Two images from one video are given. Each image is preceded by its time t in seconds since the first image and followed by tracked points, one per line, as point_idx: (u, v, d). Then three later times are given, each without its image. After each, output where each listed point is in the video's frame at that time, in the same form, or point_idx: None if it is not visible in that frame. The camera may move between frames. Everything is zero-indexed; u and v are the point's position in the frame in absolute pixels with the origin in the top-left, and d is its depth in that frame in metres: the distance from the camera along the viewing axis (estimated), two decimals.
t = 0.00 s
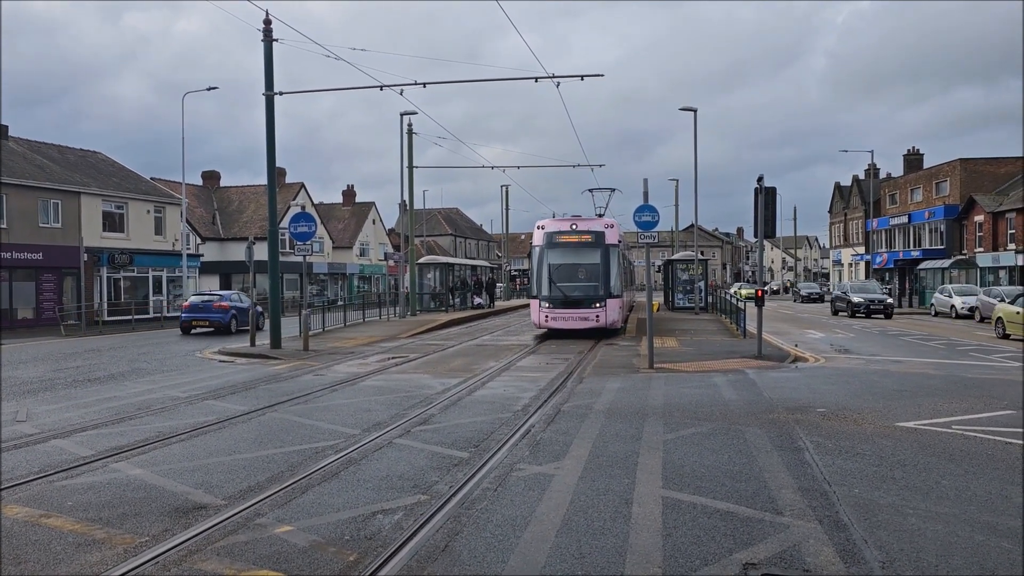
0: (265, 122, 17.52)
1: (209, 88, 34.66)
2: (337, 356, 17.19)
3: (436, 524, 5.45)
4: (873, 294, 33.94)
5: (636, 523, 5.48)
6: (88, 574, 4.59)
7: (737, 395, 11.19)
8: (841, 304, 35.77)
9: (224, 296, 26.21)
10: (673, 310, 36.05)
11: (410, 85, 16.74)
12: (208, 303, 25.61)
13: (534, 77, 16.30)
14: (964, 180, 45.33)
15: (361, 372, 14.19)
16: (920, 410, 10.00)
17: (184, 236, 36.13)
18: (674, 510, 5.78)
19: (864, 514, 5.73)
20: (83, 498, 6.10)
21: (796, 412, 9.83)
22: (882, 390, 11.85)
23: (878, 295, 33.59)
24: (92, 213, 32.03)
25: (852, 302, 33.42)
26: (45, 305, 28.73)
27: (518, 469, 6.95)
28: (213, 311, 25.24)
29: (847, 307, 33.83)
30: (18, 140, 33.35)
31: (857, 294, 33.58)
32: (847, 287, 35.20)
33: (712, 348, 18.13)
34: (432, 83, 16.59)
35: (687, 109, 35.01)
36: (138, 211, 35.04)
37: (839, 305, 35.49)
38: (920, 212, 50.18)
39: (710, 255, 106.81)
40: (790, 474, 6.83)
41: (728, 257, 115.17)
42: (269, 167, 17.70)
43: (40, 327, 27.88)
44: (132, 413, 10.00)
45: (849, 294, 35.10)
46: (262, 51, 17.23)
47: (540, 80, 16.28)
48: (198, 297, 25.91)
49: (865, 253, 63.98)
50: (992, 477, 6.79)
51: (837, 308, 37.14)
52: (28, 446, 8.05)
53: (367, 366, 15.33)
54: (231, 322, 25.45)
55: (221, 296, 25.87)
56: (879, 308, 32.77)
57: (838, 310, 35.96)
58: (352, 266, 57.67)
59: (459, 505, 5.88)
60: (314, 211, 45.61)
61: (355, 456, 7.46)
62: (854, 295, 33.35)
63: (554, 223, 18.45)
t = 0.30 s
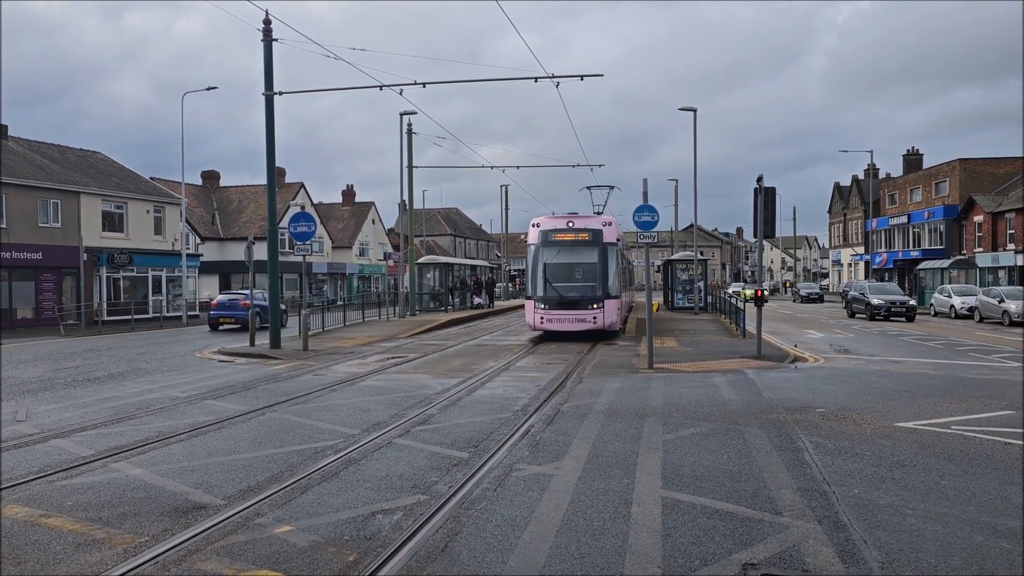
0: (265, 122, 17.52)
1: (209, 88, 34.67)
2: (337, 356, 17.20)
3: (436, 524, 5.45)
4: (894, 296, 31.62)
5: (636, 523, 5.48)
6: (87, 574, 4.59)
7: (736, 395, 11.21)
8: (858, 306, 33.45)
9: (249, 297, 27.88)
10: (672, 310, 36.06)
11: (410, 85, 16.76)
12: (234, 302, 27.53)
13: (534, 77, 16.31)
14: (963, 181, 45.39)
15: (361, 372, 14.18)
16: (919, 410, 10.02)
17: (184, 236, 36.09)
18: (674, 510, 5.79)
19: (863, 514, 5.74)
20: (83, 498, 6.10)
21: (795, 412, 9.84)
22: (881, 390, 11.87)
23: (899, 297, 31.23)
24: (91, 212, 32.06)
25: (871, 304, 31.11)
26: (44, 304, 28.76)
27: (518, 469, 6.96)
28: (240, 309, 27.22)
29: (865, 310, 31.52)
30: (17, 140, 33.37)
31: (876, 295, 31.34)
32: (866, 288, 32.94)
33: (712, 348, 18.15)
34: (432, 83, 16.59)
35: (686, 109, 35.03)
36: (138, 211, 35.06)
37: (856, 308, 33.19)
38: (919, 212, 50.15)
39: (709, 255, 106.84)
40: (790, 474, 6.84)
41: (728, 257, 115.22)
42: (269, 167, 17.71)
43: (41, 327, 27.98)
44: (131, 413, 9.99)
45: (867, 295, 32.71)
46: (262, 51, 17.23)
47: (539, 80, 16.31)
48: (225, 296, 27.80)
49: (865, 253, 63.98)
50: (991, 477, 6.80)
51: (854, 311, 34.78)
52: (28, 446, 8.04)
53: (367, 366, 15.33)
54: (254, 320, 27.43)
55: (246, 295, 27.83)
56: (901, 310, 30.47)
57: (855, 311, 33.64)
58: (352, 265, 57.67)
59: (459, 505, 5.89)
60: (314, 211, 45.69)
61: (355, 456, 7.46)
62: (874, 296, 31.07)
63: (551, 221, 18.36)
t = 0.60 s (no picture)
0: (265, 122, 17.53)
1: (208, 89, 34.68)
2: (336, 356, 17.24)
3: (437, 524, 5.46)
4: (916, 298, 29.78)
5: (635, 523, 5.49)
6: (87, 574, 4.59)
7: (736, 395, 11.25)
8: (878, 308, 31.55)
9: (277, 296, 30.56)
10: (672, 310, 36.10)
11: (410, 86, 16.79)
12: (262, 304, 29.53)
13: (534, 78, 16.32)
14: (963, 181, 45.23)
15: (360, 372, 14.22)
16: (918, 411, 10.06)
17: (184, 236, 36.02)
18: (674, 511, 5.80)
19: (862, 516, 5.74)
20: (83, 498, 6.11)
21: (794, 412, 9.87)
22: (880, 390, 11.93)
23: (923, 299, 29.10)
24: (91, 213, 32.09)
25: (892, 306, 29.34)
26: (44, 305, 28.36)
27: (518, 469, 6.98)
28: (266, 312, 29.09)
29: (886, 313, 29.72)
30: (17, 140, 33.38)
31: (897, 296, 29.55)
32: (886, 289, 31.14)
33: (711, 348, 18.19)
34: (431, 84, 16.61)
35: (686, 110, 35.11)
36: (138, 211, 35.10)
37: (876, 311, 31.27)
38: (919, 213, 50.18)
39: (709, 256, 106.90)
40: (789, 475, 6.85)
41: (727, 258, 115.28)
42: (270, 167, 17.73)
43: (41, 327, 27.46)
44: (131, 413, 10.01)
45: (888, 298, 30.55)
46: (262, 52, 17.25)
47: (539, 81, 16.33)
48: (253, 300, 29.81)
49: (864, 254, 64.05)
50: (990, 478, 6.82)
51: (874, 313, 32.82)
52: (28, 446, 8.05)
53: (366, 366, 15.36)
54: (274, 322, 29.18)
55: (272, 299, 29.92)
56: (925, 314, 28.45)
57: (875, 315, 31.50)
58: (352, 266, 57.74)
59: (459, 505, 5.90)
60: (314, 211, 45.75)
61: (354, 456, 7.48)
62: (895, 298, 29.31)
63: (546, 221, 18.33)
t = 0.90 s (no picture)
0: (265, 123, 17.53)
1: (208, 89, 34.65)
2: (336, 357, 17.30)
3: (437, 525, 5.46)
4: (943, 301, 27.70)
5: (635, 524, 5.51)
6: (87, 574, 4.60)
7: (735, 396, 11.29)
8: (900, 310, 29.42)
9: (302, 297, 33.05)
10: (671, 311, 36.15)
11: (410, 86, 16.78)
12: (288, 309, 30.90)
13: (535, 78, 16.30)
14: (963, 182, 45.27)
15: (360, 373, 14.28)
16: (917, 411, 10.11)
17: (183, 236, 36.06)
18: (673, 512, 5.80)
19: (862, 516, 5.75)
20: (83, 498, 6.12)
21: (794, 413, 9.91)
22: (879, 391, 11.96)
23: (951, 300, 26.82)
24: (91, 213, 32.13)
25: (917, 309, 27.32)
26: (44, 305, 28.47)
27: (517, 470, 6.98)
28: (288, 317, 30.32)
29: (910, 317, 27.66)
30: (17, 140, 33.39)
31: (923, 298, 27.42)
32: (908, 290, 29.12)
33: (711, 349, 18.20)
34: (432, 84, 16.60)
35: (686, 111, 35.18)
36: (137, 212, 35.11)
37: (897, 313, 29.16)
38: (919, 214, 50.21)
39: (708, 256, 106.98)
40: (789, 476, 6.85)
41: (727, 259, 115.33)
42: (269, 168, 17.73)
43: (41, 328, 27.64)
44: (132, 413, 10.06)
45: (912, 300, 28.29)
46: (262, 52, 17.24)
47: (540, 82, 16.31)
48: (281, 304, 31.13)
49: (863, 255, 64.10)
50: (990, 479, 6.82)
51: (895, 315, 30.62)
52: (28, 446, 8.06)
53: (366, 367, 15.39)
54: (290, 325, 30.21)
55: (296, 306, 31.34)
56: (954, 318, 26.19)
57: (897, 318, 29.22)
58: (352, 266, 57.78)
59: (459, 506, 5.90)
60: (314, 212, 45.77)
61: (354, 456, 7.49)
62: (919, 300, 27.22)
63: (542, 219, 18.12)
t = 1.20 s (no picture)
0: (265, 123, 17.55)
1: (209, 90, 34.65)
2: (336, 357, 17.34)
3: (437, 525, 5.47)
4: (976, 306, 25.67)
5: (634, 525, 5.51)
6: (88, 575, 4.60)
7: (735, 396, 11.34)
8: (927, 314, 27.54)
9: (323, 293, 34.83)
10: (671, 311, 36.22)
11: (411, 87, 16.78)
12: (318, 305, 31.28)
13: (535, 78, 16.25)
14: (963, 183, 45.57)
15: (360, 373, 14.32)
16: (917, 412, 10.15)
17: (184, 237, 36.11)
18: (673, 512, 5.80)
19: (862, 517, 5.75)
20: (83, 499, 6.13)
21: (794, 413, 9.95)
22: (879, 391, 11.99)
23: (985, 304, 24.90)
24: (91, 214, 32.15)
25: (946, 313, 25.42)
26: (44, 304, 28.45)
27: (517, 471, 6.97)
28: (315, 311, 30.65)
29: (939, 321, 25.79)
30: (17, 140, 33.39)
31: (953, 301, 25.71)
32: (936, 292, 27.23)
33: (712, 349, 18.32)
34: (433, 85, 16.61)
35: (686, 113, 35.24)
36: (137, 212, 35.14)
37: (923, 316, 27.43)
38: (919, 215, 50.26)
39: (708, 257, 107.13)
40: (789, 477, 6.84)
41: (727, 259, 115.42)
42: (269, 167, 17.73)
43: (41, 328, 27.57)
44: (132, 413, 10.09)
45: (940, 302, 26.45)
46: (262, 52, 17.24)
47: (540, 81, 16.26)
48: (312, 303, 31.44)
49: (863, 255, 64.24)
50: (989, 479, 6.84)
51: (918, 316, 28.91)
52: (28, 447, 8.07)
53: (366, 367, 15.41)
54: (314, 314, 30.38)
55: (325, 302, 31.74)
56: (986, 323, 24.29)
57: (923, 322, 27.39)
58: (352, 267, 57.85)
59: (459, 507, 5.91)
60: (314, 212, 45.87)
61: (355, 457, 7.51)
62: (948, 302, 25.59)
63: (536, 217, 17.58)
